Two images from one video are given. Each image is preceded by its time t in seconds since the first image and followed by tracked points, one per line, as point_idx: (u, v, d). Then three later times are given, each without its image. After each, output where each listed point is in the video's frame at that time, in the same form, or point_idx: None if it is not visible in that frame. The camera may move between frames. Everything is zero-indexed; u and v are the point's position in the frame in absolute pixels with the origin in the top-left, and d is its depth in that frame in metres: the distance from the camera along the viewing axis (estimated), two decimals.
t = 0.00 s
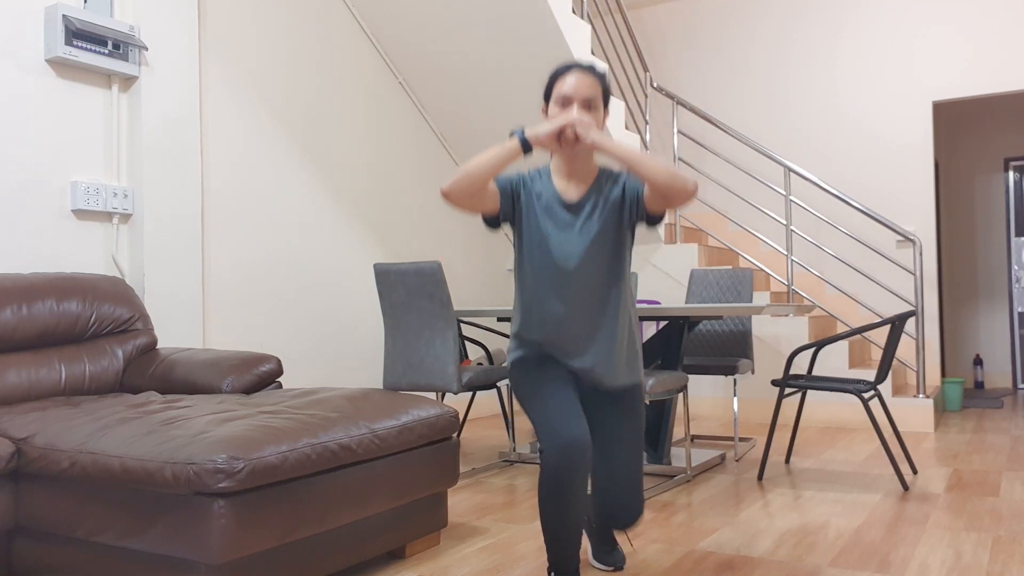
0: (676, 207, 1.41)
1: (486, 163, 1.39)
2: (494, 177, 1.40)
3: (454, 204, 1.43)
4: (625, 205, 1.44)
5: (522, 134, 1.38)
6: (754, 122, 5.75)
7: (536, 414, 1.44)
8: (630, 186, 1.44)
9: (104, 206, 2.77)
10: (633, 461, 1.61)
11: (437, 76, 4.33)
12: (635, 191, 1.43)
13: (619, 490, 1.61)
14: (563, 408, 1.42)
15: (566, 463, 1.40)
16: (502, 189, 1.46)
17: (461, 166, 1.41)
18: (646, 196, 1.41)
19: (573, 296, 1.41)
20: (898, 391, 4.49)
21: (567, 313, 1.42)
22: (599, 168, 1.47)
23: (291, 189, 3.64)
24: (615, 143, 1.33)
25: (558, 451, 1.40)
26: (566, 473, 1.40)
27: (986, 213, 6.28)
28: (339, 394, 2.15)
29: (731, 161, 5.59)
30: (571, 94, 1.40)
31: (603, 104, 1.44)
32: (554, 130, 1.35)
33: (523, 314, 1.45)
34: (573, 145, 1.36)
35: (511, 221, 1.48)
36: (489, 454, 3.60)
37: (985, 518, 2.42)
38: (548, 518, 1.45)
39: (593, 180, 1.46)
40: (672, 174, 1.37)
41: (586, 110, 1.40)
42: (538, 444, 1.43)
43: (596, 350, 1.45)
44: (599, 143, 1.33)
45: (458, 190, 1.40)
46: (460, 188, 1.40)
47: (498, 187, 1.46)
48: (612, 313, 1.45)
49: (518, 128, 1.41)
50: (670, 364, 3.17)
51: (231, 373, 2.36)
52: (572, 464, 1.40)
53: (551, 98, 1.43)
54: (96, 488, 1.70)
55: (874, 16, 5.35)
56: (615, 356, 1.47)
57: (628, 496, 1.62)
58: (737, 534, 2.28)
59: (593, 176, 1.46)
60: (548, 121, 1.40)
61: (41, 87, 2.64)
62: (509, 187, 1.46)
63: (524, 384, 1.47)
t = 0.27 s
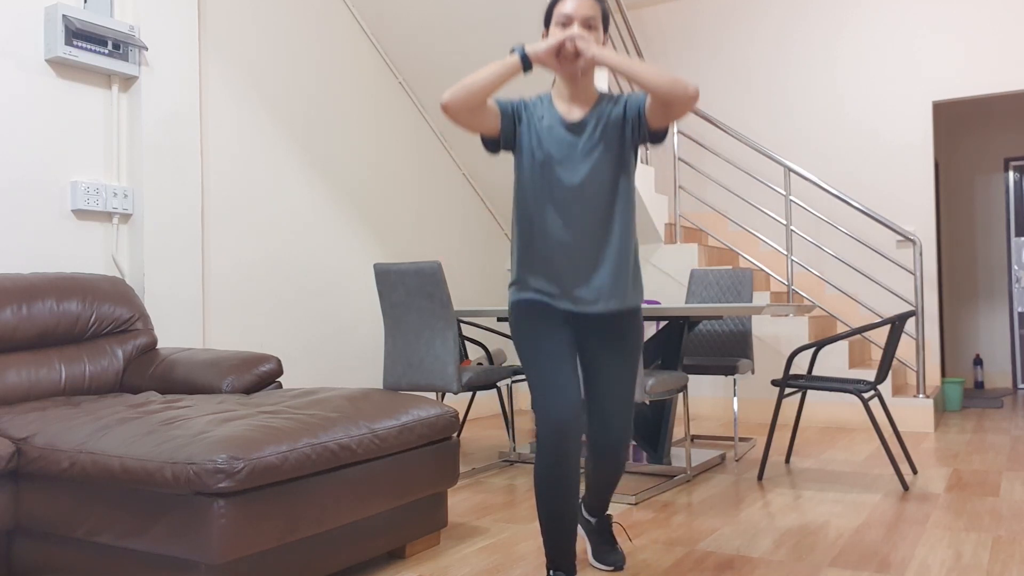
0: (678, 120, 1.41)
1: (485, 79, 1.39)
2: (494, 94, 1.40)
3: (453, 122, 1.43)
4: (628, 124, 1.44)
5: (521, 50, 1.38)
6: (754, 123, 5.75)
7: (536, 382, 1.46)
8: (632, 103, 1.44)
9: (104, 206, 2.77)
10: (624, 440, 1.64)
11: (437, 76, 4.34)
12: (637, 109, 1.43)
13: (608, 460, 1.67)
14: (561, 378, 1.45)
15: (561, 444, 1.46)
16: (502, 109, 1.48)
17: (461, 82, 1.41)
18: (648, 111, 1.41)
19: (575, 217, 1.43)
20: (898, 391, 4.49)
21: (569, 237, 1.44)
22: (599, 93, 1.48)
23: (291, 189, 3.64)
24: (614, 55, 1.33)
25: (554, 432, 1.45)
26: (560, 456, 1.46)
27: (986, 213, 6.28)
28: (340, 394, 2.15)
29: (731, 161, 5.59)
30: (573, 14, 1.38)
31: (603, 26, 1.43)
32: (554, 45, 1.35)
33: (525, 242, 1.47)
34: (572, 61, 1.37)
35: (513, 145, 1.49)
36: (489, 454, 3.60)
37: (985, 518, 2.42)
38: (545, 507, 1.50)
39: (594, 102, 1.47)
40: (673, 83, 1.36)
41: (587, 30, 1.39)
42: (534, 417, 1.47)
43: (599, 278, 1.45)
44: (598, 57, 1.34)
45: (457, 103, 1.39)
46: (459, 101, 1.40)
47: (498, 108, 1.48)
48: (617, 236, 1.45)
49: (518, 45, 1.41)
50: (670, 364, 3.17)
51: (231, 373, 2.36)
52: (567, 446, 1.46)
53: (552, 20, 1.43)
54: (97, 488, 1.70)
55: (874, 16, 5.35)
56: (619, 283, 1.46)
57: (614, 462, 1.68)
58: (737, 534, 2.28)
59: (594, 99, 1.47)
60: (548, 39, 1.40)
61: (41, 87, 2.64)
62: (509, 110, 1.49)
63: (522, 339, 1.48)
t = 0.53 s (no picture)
0: (677, 92, 1.50)
1: (487, 53, 1.46)
2: (496, 67, 1.48)
3: (454, 96, 1.49)
4: (628, 97, 1.54)
5: (522, 25, 1.46)
6: (754, 123, 5.75)
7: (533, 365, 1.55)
8: (632, 78, 1.54)
9: (104, 206, 2.77)
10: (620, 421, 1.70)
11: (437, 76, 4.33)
12: (638, 81, 1.53)
13: (606, 446, 1.71)
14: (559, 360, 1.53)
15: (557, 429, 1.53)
16: (502, 86, 1.55)
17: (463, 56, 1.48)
18: (648, 84, 1.51)
19: (579, 188, 1.52)
20: (898, 391, 4.49)
21: (573, 209, 1.52)
22: (599, 68, 1.57)
23: (291, 189, 3.64)
24: (613, 27, 1.42)
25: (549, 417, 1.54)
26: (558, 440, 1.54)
27: (986, 213, 6.28)
28: (340, 394, 2.15)
29: (731, 161, 5.59)
30: None
31: (601, 3, 1.52)
32: (554, 20, 1.45)
33: (530, 214, 1.55)
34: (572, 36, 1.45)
35: (514, 120, 1.57)
36: (489, 454, 3.60)
37: (985, 518, 2.42)
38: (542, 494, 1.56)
39: (594, 76, 1.55)
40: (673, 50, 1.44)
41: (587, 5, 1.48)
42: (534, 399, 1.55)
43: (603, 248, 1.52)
44: (598, 31, 1.43)
45: (458, 77, 1.45)
46: (459, 75, 1.45)
47: (499, 84, 1.55)
48: (619, 206, 1.54)
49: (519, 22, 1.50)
50: (670, 364, 3.17)
51: (231, 373, 2.36)
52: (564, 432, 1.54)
53: None
54: (97, 488, 1.70)
55: (874, 16, 5.35)
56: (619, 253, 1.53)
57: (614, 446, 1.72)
58: (737, 534, 2.28)
59: (594, 74, 1.55)
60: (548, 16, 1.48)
61: (41, 87, 2.64)
62: (510, 86, 1.56)
63: (524, 316, 1.55)
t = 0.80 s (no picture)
0: (678, 94, 1.52)
1: (486, 52, 1.47)
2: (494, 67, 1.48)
3: (452, 94, 1.50)
4: (629, 97, 1.54)
5: (522, 25, 1.46)
6: (754, 123, 5.75)
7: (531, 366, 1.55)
8: (632, 79, 1.54)
9: (104, 206, 2.77)
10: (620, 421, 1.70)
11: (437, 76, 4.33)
12: (638, 82, 1.53)
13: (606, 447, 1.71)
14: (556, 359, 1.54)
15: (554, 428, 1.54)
16: (501, 85, 1.55)
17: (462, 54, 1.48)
18: (649, 84, 1.52)
19: (579, 186, 1.51)
20: (898, 391, 4.49)
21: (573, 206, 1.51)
22: (598, 69, 1.57)
23: (291, 189, 3.64)
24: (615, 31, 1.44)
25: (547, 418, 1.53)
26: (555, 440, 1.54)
27: (986, 213, 6.28)
28: (340, 394, 2.15)
29: (731, 161, 5.59)
30: None
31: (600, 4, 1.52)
32: (554, 23, 1.45)
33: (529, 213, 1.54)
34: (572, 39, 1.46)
35: (512, 120, 1.57)
36: (489, 454, 3.60)
37: (985, 518, 2.42)
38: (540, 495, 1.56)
39: (593, 77, 1.56)
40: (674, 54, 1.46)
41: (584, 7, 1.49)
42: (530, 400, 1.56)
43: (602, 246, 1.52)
44: (599, 34, 1.45)
45: (457, 75, 1.46)
46: (458, 74, 1.46)
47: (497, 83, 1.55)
48: (619, 207, 1.54)
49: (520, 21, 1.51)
50: (670, 364, 3.17)
51: (231, 373, 2.36)
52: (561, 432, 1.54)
53: None
54: (97, 488, 1.70)
55: (874, 16, 5.35)
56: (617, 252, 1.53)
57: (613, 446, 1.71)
58: (737, 534, 2.28)
59: (593, 75, 1.56)
60: (548, 17, 1.49)
61: (41, 87, 2.64)
62: (509, 85, 1.56)
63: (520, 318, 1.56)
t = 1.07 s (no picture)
0: (677, 105, 1.48)
1: (484, 55, 1.40)
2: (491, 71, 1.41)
3: (447, 97, 1.43)
4: (624, 108, 1.50)
5: (522, 30, 1.40)
6: (754, 123, 5.75)
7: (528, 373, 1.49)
8: (628, 90, 1.50)
9: (104, 206, 2.77)
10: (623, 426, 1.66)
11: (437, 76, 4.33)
12: (635, 93, 1.49)
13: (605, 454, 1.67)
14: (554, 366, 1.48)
15: (553, 431, 1.48)
16: (495, 91, 1.49)
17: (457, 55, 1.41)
18: (647, 93, 1.48)
19: (576, 199, 1.46)
20: (898, 391, 4.48)
21: (570, 220, 1.46)
22: (591, 81, 1.53)
23: (291, 189, 3.64)
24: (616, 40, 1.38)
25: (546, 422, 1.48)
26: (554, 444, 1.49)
27: (986, 213, 6.28)
28: (340, 394, 2.15)
29: (731, 161, 5.59)
30: None
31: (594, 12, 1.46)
32: (553, 27, 1.39)
33: (524, 227, 1.49)
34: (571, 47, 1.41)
35: (505, 127, 1.51)
36: (489, 454, 3.60)
37: (985, 518, 2.42)
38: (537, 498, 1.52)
39: (588, 90, 1.52)
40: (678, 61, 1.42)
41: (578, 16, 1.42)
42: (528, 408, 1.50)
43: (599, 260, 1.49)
44: (600, 41, 1.40)
45: (453, 75, 1.39)
46: (454, 75, 1.39)
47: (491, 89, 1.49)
48: (615, 219, 1.50)
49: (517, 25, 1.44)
50: (670, 364, 3.17)
51: (231, 373, 2.36)
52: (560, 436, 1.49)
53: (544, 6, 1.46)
54: (96, 488, 1.70)
55: (874, 16, 5.35)
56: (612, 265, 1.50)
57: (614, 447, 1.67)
58: (737, 534, 2.28)
59: (587, 87, 1.52)
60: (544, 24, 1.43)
61: (41, 87, 2.64)
62: (501, 95, 1.50)
63: (514, 333, 1.50)
